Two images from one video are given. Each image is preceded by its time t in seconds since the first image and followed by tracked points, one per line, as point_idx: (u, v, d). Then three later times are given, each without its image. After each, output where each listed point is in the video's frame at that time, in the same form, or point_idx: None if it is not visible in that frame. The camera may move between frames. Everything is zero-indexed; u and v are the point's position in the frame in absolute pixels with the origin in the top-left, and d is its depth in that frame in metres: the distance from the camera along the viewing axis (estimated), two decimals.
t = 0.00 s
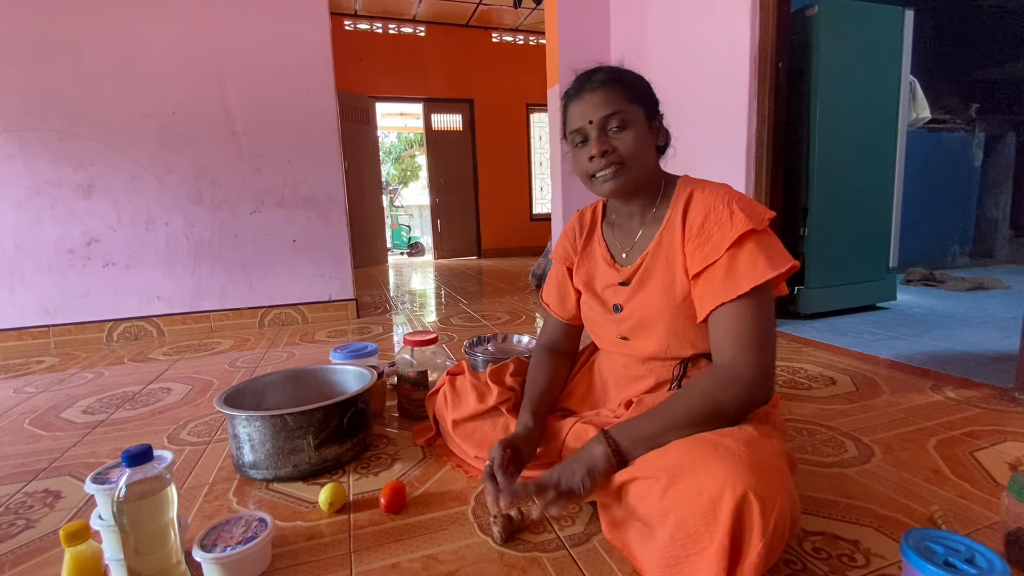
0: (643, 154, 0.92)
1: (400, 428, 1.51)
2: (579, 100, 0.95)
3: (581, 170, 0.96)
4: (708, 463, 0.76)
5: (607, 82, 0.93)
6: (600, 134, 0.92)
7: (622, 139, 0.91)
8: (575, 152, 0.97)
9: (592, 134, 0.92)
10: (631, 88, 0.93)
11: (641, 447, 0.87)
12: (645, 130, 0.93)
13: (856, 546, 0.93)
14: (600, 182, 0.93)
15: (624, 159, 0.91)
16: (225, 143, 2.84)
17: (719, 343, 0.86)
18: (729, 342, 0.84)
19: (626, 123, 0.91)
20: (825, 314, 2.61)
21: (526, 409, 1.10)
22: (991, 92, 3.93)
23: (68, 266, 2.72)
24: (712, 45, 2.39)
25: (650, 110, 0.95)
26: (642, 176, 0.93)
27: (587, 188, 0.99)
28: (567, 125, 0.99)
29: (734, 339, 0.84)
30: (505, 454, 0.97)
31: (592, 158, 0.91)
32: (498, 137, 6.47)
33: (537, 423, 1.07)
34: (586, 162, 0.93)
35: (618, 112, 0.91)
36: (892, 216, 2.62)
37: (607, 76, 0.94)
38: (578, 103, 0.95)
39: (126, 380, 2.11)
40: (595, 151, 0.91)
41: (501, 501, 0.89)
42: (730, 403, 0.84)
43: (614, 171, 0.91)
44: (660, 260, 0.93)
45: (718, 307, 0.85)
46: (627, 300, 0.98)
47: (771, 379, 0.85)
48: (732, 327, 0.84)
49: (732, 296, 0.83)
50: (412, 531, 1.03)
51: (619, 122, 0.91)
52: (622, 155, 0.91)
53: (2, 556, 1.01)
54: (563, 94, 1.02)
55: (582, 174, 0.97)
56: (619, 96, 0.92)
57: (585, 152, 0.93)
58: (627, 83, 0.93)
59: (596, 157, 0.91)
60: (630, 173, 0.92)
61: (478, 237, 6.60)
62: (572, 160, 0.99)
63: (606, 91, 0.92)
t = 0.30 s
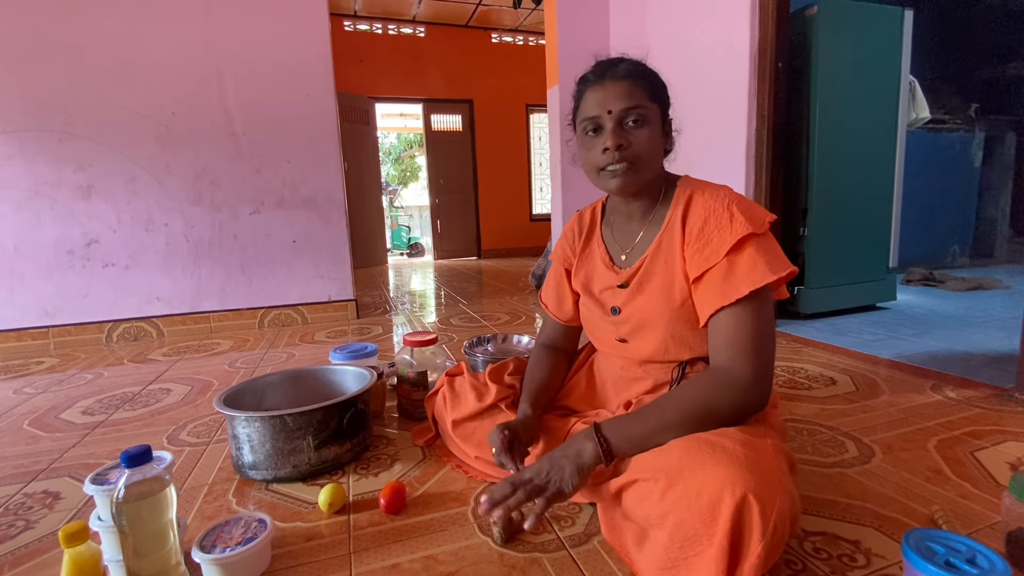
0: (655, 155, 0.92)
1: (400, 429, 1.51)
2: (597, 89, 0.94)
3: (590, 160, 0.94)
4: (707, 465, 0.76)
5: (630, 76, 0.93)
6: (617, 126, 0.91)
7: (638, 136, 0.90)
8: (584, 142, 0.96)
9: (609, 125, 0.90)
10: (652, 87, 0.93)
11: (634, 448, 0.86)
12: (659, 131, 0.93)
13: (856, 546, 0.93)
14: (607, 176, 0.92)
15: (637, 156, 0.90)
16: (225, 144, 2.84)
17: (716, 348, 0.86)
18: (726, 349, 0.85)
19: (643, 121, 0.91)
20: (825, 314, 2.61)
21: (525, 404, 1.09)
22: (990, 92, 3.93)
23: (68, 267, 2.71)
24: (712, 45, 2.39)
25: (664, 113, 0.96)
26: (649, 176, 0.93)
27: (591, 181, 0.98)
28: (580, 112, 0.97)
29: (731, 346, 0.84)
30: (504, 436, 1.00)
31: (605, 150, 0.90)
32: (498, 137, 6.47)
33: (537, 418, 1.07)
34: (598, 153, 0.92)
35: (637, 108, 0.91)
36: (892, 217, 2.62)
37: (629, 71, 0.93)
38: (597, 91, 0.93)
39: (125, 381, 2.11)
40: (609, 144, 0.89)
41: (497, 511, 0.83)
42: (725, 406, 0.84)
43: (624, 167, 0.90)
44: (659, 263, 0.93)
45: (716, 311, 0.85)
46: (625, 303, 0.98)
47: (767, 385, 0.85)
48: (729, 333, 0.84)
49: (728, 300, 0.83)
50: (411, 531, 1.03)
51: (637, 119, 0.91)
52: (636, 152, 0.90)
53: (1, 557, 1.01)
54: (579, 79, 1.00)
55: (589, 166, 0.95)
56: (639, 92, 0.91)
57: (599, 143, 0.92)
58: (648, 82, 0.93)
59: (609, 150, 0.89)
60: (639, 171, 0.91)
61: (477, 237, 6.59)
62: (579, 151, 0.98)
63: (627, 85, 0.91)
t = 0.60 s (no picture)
0: (661, 157, 0.92)
1: (400, 429, 1.51)
2: (605, 87, 0.93)
3: (596, 160, 0.94)
4: (708, 465, 0.76)
5: (638, 76, 0.92)
6: (624, 127, 0.90)
7: (645, 137, 0.90)
8: (590, 141, 0.95)
9: (616, 125, 0.90)
10: (660, 88, 0.93)
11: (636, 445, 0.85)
12: (665, 133, 0.93)
13: (856, 546, 0.93)
14: (613, 177, 0.92)
15: (643, 157, 0.90)
16: (225, 144, 2.84)
17: (719, 354, 0.86)
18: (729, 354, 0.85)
19: (650, 122, 0.91)
20: (825, 314, 2.61)
21: (527, 405, 1.09)
22: (990, 92, 3.93)
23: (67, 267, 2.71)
24: (712, 46, 2.39)
25: (671, 115, 0.96)
26: (655, 178, 0.93)
27: (596, 181, 0.98)
28: (586, 110, 0.97)
29: (735, 351, 0.84)
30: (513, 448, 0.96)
31: (612, 151, 0.90)
32: (498, 138, 6.47)
33: (538, 418, 1.07)
34: (604, 153, 0.92)
35: (645, 109, 0.90)
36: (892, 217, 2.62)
37: (638, 70, 0.93)
38: (605, 90, 0.93)
39: (125, 382, 2.10)
40: (616, 144, 0.89)
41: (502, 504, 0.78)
42: (729, 408, 0.83)
43: (630, 168, 0.90)
44: (663, 266, 0.93)
45: (722, 318, 0.85)
46: (628, 306, 0.98)
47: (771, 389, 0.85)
48: (732, 339, 0.84)
49: (735, 306, 0.83)
50: (412, 531, 1.03)
51: (644, 120, 0.91)
52: (643, 153, 0.90)
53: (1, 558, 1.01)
54: (586, 77, 1.00)
55: (594, 166, 0.95)
56: (647, 93, 0.91)
57: (606, 143, 0.91)
58: (657, 83, 0.93)
59: (616, 150, 0.89)
60: (645, 172, 0.91)
61: (477, 237, 6.60)
62: (585, 150, 0.98)
63: (636, 85, 0.91)
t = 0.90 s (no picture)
0: (661, 157, 0.92)
1: (400, 429, 1.51)
2: (604, 87, 0.93)
3: (595, 160, 0.94)
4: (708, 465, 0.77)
5: (638, 75, 0.92)
6: (623, 127, 0.90)
7: (644, 138, 0.90)
8: (589, 141, 0.96)
9: (615, 125, 0.90)
10: (661, 88, 0.93)
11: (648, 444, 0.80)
12: (666, 133, 0.93)
13: (855, 546, 0.93)
14: (611, 178, 0.92)
15: (642, 158, 0.90)
16: (225, 145, 2.84)
17: (719, 356, 0.85)
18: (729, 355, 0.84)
19: (650, 122, 0.91)
20: (824, 314, 2.61)
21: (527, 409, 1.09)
22: (990, 92, 3.93)
23: (67, 267, 2.71)
24: (712, 46, 2.39)
25: (671, 115, 0.95)
26: (654, 179, 0.93)
27: (595, 181, 0.98)
28: (586, 110, 0.97)
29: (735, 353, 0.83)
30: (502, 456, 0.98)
31: (610, 151, 0.90)
32: (498, 138, 6.48)
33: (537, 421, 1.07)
34: (602, 153, 0.92)
35: (643, 109, 0.90)
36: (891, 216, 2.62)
37: (638, 70, 0.93)
38: (605, 90, 0.93)
39: (125, 382, 2.10)
40: (614, 145, 0.89)
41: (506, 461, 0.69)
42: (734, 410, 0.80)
43: (628, 169, 0.90)
44: (664, 268, 0.93)
45: (721, 322, 0.85)
46: (628, 307, 0.98)
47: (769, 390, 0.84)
48: (733, 342, 0.83)
49: (735, 310, 0.83)
50: (412, 531, 1.03)
51: (644, 120, 0.90)
52: (641, 153, 0.90)
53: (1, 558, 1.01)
54: (587, 76, 1.00)
55: (593, 166, 0.95)
56: (647, 93, 0.91)
57: (604, 143, 0.92)
58: (657, 82, 0.93)
59: (614, 151, 0.89)
60: (644, 173, 0.91)
61: (477, 238, 6.60)
62: (584, 150, 0.98)
63: (636, 85, 0.91)
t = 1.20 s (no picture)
0: (663, 160, 0.92)
1: (400, 429, 1.51)
2: (604, 90, 0.93)
3: (597, 164, 0.94)
4: (708, 462, 0.77)
5: (639, 77, 0.92)
6: (624, 130, 0.90)
7: (646, 141, 0.90)
8: (591, 145, 0.96)
9: (617, 129, 0.90)
10: (661, 90, 0.93)
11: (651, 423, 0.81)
12: (667, 135, 0.93)
13: (855, 546, 0.93)
14: (614, 182, 0.92)
15: (644, 161, 0.90)
16: (225, 145, 2.84)
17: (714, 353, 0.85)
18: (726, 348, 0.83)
19: (651, 125, 0.91)
20: (824, 314, 2.62)
21: (525, 411, 1.10)
22: (990, 92, 3.93)
23: (67, 268, 2.71)
24: (711, 47, 2.39)
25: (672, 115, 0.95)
26: (657, 181, 0.93)
27: (598, 185, 0.98)
28: (587, 113, 0.97)
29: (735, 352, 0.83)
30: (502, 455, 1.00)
31: (612, 156, 0.90)
32: (498, 138, 6.48)
33: (535, 424, 1.09)
34: (604, 157, 0.92)
35: (644, 111, 0.90)
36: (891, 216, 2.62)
37: (638, 71, 0.93)
38: (605, 93, 0.93)
39: (124, 382, 2.10)
40: (617, 149, 0.89)
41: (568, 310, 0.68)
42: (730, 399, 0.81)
43: (631, 173, 0.90)
44: (666, 269, 0.94)
45: (714, 320, 0.84)
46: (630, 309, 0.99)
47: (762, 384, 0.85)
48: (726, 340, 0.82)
49: (731, 312, 0.82)
50: (412, 531, 1.03)
51: (645, 123, 0.90)
52: (643, 157, 0.90)
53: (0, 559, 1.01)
54: (586, 79, 1.00)
55: (596, 170, 0.95)
56: (648, 95, 0.91)
57: (606, 148, 0.92)
58: (657, 84, 0.93)
59: (616, 155, 0.89)
60: (647, 176, 0.91)
61: (477, 238, 6.60)
62: (586, 155, 0.98)
63: (637, 88, 0.91)
